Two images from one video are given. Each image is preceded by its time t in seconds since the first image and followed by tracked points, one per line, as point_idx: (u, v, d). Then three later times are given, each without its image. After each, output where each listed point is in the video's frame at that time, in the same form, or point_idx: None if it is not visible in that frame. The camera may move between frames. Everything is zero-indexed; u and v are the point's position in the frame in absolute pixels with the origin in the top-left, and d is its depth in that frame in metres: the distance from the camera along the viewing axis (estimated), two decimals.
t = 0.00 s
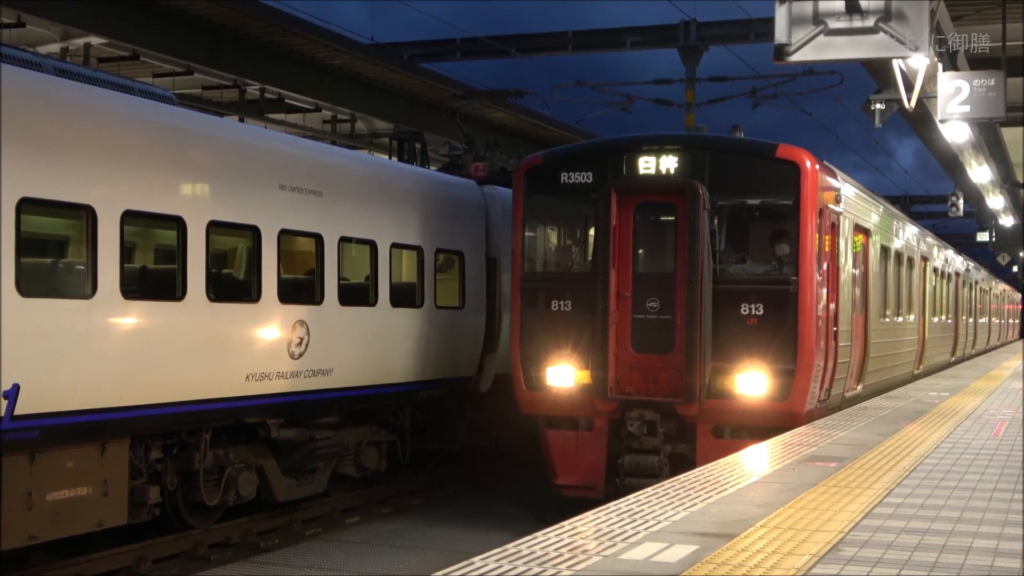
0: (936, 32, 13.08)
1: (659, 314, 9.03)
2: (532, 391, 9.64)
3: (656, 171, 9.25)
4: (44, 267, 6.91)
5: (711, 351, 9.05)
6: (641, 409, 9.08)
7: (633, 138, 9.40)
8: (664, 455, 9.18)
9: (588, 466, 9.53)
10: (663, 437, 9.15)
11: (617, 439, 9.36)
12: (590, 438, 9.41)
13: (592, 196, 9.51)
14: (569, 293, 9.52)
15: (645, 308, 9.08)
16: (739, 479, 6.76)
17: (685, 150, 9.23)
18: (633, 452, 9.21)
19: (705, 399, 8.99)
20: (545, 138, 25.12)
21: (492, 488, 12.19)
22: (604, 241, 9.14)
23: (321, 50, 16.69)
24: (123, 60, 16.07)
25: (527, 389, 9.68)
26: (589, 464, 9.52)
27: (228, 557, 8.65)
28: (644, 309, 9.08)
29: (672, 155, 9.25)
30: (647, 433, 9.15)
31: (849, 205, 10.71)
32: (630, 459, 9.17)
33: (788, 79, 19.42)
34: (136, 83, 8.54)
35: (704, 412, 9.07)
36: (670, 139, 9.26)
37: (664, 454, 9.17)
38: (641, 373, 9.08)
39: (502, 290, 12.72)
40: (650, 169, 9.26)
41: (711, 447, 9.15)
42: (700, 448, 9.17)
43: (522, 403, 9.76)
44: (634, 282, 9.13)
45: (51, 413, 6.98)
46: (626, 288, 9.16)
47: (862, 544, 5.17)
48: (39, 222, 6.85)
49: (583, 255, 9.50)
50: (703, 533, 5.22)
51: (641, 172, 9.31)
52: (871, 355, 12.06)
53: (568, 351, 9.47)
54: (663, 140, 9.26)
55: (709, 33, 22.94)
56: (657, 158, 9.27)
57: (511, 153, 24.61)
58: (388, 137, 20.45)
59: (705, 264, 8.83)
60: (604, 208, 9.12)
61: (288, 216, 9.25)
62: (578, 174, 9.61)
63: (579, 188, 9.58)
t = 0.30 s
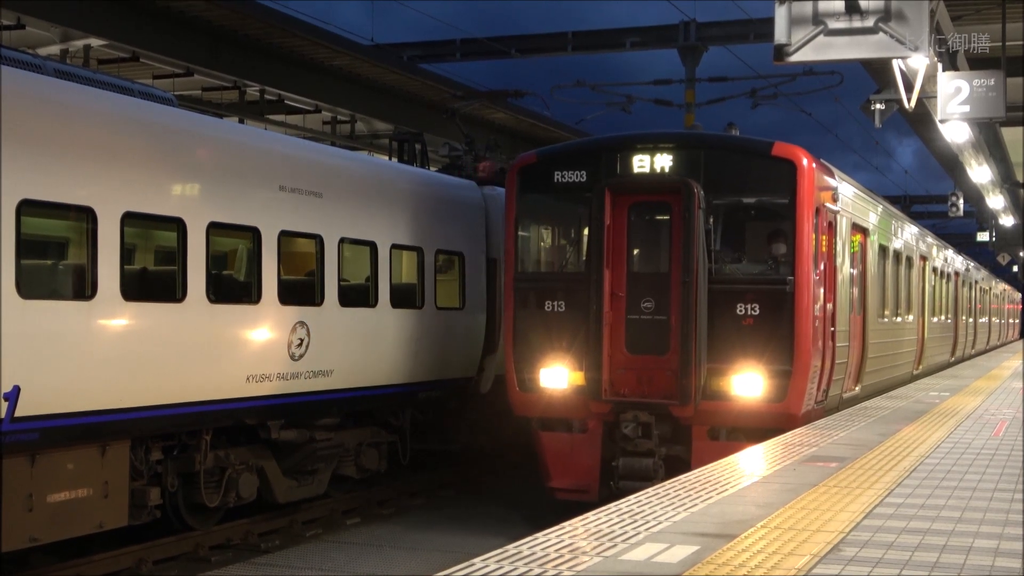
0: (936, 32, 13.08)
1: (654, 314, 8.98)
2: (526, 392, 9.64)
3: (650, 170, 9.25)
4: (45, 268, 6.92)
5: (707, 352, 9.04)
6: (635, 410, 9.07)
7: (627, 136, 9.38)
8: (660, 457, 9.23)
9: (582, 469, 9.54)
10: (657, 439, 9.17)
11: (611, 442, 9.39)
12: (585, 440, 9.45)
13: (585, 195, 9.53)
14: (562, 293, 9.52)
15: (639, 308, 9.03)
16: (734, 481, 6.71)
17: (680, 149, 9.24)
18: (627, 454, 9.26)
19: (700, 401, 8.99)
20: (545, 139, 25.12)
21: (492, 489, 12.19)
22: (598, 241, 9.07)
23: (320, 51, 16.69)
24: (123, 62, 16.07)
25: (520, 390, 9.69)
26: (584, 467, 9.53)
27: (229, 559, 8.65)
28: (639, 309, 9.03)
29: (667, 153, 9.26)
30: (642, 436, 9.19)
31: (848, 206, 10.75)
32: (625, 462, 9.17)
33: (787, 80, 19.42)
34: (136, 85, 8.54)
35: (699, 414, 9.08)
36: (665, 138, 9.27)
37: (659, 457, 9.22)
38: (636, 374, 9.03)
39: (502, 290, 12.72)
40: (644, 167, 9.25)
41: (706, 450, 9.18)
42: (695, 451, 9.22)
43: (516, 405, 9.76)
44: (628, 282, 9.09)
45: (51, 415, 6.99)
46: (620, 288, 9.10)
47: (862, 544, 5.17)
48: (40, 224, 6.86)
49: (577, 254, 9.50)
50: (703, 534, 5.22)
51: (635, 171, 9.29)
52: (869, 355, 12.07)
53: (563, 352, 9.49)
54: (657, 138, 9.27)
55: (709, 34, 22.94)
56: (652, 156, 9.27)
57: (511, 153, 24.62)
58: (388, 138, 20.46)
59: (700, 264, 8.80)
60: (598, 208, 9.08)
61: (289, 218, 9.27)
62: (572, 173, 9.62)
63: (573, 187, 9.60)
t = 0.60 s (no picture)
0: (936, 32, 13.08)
1: (647, 314, 8.96)
2: (517, 394, 9.61)
3: (642, 167, 9.24)
4: (46, 269, 6.92)
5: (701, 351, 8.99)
6: (628, 412, 9.03)
7: (620, 133, 9.37)
8: (652, 459, 9.21)
9: (576, 473, 9.53)
10: (651, 442, 9.16)
11: (604, 444, 9.40)
12: (577, 442, 9.44)
13: (576, 193, 9.48)
14: (553, 293, 9.44)
15: (632, 308, 9.02)
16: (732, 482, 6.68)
17: (674, 146, 9.21)
18: (620, 457, 9.28)
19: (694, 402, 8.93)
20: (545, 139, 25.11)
21: (493, 489, 12.19)
22: (589, 238, 9.04)
23: (320, 52, 16.69)
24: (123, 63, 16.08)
25: (511, 392, 9.66)
26: (577, 470, 9.52)
27: (229, 559, 8.65)
28: (631, 309, 9.01)
29: (660, 150, 9.24)
30: (635, 438, 9.17)
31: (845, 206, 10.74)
32: (617, 465, 9.21)
33: (787, 80, 19.40)
34: (136, 86, 8.54)
35: (693, 416, 9.02)
36: (658, 134, 9.25)
37: (652, 460, 9.20)
38: (629, 375, 9.00)
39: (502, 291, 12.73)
40: (637, 165, 9.24)
41: (699, 452, 9.17)
42: (689, 454, 9.18)
43: (507, 407, 9.74)
44: (620, 282, 9.07)
45: (52, 416, 6.98)
46: (612, 289, 9.09)
47: (863, 544, 5.16)
48: (40, 225, 6.86)
49: (569, 253, 9.44)
50: (704, 534, 5.22)
51: (628, 169, 9.29)
52: (868, 354, 12.05)
53: (555, 353, 9.43)
54: (650, 135, 9.26)
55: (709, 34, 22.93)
56: (644, 154, 9.26)
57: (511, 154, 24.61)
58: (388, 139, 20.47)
59: (693, 264, 8.77)
60: (589, 208, 9.01)
61: (291, 219, 9.31)
62: (564, 171, 9.57)
63: (565, 185, 9.54)
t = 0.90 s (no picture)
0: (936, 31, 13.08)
1: (637, 314, 8.72)
2: (506, 396, 9.29)
3: (633, 164, 8.88)
4: (46, 271, 6.96)
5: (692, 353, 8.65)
6: (619, 415, 8.77)
7: (610, 129, 9.01)
8: (644, 463, 8.94)
9: (566, 477, 9.23)
10: (641, 445, 8.89)
11: (594, 447, 9.11)
12: (567, 446, 9.16)
13: (565, 191, 9.11)
14: (547, 294, 9.13)
15: (623, 308, 8.77)
16: (730, 482, 6.64)
17: (665, 142, 8.88)
18: (611, 461, 8.98)
19: (686, 403, 8.62)
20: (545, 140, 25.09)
21: (494, 489, 12.18)
22: (579, 236, 8.85)
23: (319, 53, 16.68)
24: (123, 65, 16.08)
25: (500, 394, 9.33)
26: (568, 474, 9.23)
27: (230, 561, 8.64)
28: (622, 309, 8.77)
29: (650, 147, 8.89)
30: (626, 441, 8.91)
31: (841, 205, 10.58)
32: (609, 468, 8.94)
33: (786, 79, 19.39)
34: (135, 88, 8.54)
35: (684, 418, 8.70)
36: (649, 130, 8.91)
37: (643, 463, 8.93)
38: (620, 377, 8.76)
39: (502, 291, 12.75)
40: (627, 162, 8.89)
41: (691, 455, 8.86)
42: (680, 457, 8.87)
43: (496, 408, 9.41)
44: (610, 282, 8.82)
45: (52, 419, 6.98)
46: (602, 289, 8.85)
47: (864, 544, 5.17)
48: (39, 228, 6.90)
49: (561, 254, 9.10)
50: (705, 534, 5.21)
51: (617, 166, 8.94)
52: (864, 354, 11.84)
53: (545, 355, 9.11)
54: (639, 132, 8.90)
55: (708, 34, 22.95)
56: (634, 151, 8.90)
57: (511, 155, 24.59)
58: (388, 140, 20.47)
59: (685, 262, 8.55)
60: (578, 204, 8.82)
61: (292, 221, 9.37)
62: (552, 169, 9.22)
63: (554, 183, 9.19)
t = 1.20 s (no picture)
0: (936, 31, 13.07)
1: (626, 315, 8.35)
2: (492, 399, 8.97)
3: (621, 160, 8.54)
4: (46, 273, 6.99)
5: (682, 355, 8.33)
6: (607, 418, 8.45)
7: (597, 124, 8.66)
8: (632, 467, 8.63)
9: (552, 482, 8.87)
10: (629, 449, 8.61)
11: (581, 451, 8.76)
12: (554, 450, 8.80)
13: (552, 188, 8.77)
14: (533, 293, 8.77)
15: (611, 308, 8.40)
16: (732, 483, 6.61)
17: (654, 137, 8.53)
18: (599, 465, 8.64)
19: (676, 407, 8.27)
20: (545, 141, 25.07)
21: (494, 490, 12.16)
22: (564, 245, 8.54)
23: (319, 54, 16.68)
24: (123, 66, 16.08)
25: (485, 396, 9.03)
26: (555, 479, 8.86)
27: (231, 562, 8.63)
28: (610, 309, 8.40)
29: (639, 142, 8.54)
30: (613, 445, 8.60)
31: (836, 204, 10.36)
32: (596, 473, 8.59)
33: (786, 79, 19.38)
34: (135, 89, 8.53)
35: (674, 422, 8.40)
36: (637, 125, 8.54)
37: (631, 468, 8.62)
38: (608, 380, 8.38)
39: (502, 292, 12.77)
40: (615, 157, 8.54)
41: (681, 460, 8.54)
42: (670, 461, 8.57)
43: (480, 411, 9.08)
44: (598, 281, 8.46)
45: (52, 421, 6.99)
46: (589, 286, 8.49)
47: (864, 543, 5.17)
48: (38, 229, 6.93)
49: (549, 254, 8.72)
50: (706, 534, 5.21)
51: (605, 162, 8.57)
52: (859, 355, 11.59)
53: (531, 357, 8.77)
54: (628, 126, 8.55)
55: (708, 35, 22.96)
56: (622, 146, 8.56)
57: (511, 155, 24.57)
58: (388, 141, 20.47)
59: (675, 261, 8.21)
60: (564, 202, 8.54)
61: (292, 222, 9.39)
62: (538, 164, 8.87)
63: (540, 179, 8.84)
